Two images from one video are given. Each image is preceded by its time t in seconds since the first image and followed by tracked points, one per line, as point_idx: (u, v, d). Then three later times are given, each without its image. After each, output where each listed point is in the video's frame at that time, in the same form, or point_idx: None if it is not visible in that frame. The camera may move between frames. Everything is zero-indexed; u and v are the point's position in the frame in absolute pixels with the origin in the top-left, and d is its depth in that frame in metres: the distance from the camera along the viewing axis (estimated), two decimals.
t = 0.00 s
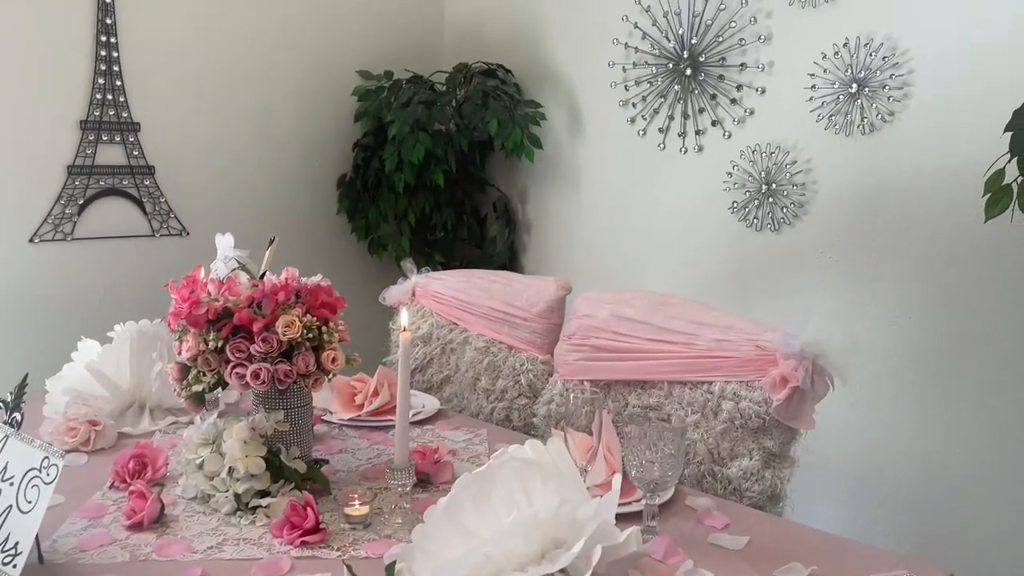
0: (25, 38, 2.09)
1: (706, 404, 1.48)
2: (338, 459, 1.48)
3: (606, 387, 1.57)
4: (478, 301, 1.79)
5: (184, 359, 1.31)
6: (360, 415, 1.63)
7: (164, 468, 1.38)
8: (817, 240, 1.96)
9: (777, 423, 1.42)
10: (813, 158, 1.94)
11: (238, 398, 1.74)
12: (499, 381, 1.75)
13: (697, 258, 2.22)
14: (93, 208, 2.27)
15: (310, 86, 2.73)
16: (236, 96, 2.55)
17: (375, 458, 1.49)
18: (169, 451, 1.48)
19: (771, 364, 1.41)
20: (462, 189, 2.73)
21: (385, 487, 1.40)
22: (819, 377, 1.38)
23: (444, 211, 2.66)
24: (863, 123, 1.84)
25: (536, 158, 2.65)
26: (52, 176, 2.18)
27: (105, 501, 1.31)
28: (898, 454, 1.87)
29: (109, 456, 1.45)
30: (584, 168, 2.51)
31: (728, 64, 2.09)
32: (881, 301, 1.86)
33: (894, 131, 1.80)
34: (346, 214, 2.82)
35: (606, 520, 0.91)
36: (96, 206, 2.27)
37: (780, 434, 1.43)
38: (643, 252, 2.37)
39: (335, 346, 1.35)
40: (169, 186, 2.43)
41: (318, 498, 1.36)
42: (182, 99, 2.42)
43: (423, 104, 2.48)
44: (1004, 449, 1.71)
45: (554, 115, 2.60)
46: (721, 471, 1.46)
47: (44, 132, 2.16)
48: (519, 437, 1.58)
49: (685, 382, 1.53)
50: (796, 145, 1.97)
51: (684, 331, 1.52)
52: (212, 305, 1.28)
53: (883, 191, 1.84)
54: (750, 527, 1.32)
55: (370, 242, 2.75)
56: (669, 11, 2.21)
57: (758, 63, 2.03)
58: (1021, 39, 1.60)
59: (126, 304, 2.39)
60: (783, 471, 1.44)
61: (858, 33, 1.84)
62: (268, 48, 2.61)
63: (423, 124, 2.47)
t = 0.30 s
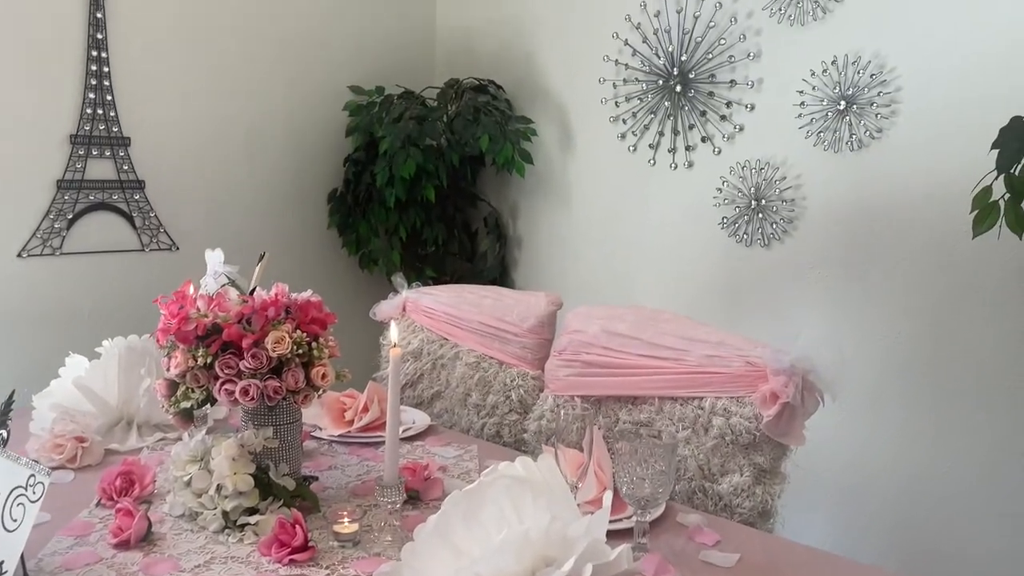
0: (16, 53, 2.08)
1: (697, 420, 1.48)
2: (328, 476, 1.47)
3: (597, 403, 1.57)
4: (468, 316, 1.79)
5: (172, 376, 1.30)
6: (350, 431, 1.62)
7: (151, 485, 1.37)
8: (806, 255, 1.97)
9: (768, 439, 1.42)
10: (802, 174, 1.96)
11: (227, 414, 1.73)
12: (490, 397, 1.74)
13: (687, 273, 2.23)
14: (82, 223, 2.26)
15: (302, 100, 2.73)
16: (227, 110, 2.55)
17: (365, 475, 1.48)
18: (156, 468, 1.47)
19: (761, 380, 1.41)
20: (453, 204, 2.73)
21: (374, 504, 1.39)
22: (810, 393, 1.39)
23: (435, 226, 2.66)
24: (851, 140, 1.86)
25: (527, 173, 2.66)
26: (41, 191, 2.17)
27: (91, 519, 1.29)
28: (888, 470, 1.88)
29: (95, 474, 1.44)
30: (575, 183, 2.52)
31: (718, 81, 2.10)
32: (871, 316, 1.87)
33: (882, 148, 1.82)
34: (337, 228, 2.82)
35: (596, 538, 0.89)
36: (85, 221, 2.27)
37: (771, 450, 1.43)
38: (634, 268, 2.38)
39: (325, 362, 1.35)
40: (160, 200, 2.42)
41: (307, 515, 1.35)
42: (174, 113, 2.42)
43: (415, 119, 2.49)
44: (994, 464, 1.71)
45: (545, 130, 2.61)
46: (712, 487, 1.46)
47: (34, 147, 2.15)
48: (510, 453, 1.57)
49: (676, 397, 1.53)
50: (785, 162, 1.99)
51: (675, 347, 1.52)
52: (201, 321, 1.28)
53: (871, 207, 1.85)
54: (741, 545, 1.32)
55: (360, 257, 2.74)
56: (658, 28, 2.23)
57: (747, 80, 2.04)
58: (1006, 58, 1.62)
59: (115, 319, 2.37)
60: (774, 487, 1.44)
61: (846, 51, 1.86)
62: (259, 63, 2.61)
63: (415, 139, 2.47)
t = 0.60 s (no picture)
0: (10, 59, 2.08)
1: (692, 428, 1.47)
2: (322, 484, 1.47)
3: (592, 410, 1.57)
4: (463, 323, 1.79)
5: (166, 383, 1.29)
6: (345, 439, 1.61)
7: (144, 493, 1.36)
8: (801, 263, 1.98)
9: (763, 446, 1.42)
10: (797, 182, 1.96)
11: (220, 422, 1.72)
12: (485, 404, 1.74)
13: (683, 280, 2.23)
14: (75, 229, 2.25)
15: (296, 107, 2.73)
16: (222, 117, 2.55)
17: (359, 483, 1.47)
18: (149, 476, 1.46)
19: (756, 388, 1.42)
20: (448, 210, 2.73)
21: (369, 512, 1.38)
22: (805, 400, 1.39)
23: (430, 233, 2.66)
24: (845, 148, 1.87)
25: (522, 180, 2.67)
26: (34, 198, 2.16)
27: (84, 527, 1.28)
28: (883, 476, 1.88)
29: (87, 482, 1.43)
30: (570, 190, 2.52)
31: (712, 89, 2.11)
32: (866, 324, 1.87)
33: (876, 155, 1.83)
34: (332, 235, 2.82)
35: (593, 546, 0.89)
36: (78, 227, 2.26)
37: (766, 457, 1.43)
38: (629, 275, 2.38)
39: (319, 369, 1.34)
40: (154, 207, 2.42)
41: (301, 523, 1.35)
42: (168, 120, 2.42)
43: (410, 127, 2.49)
44: (989, 472, 1.72)
45: (540, 138, 2.62)
46: (708, 495, 1.46)
47: (28, 153, 2.14)
48: (505, 461, 1.56)
49: (671, 405, 1.53)
50: (780, 169, 1.99)
51: (671, 354, 1.52)
52: (195, 328, 1.27)
53: (867, 214, 1.86)
54: (737, 553, 1.32)
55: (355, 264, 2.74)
56: (653, 36, 2.24)
57: (741, 88, 2.05)
58: (998, 67, 1.63)
59: (108, 326, 2.36)
60: (769, 495, 1.44)
61: (840, 59, 1.87)
62: (254, 70, 2.61)
63: (410, 146, 2.47)
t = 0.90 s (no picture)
0: (8, 58, 2.07)
1: (691, 426, 1.47)
2: (320, 482, 1.46)
3: (591, 408, 1.56)
4: (462, 322, 1.78)
5: (164, 382, 1.29)
6: (343, 437, 1.61)
7: (142, 492, 1.36)
8: (800, 261, 1.98)
9: (762, 444, 1.42)
10: (796, 180, 1.96)
11: (218, 421, 1.71)
12: (483, 403, 1.74)
13: (682, 279, 2.23)
14: (73, 228, 2.25)
15: (295, 106, 2.73)
16: (221, 117, 2.55)
17: (358, 482, 1.47)
18: (148, 474, 1.45)
19: (755, 386, 1.42)
20: (446, 209, 2.73)
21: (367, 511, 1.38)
22: (804, 398, 1.39)
23: (429, 232, 2.66)
24: (844, 147, 1.87)
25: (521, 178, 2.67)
26: (33, 197, 2.16)
27: (81, 526, 1.28)
28: (882, 475, 1.88)
29: (85, 481, 1.42)
30: (569, 189, 2.52)
31: (711, 87, 2.11)
32: (865, 322, 1.87)
33: (875, 154, 1.83)
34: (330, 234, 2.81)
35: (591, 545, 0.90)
36: (76, 226, 2.26)
37: (765, 455, 1.43)
38: (628, 274, 2.38)
39: (317, 367, 1.34)
40: (152, 206, 2.41)
41: (299, 521, 1.34)
42: (167, 119, 2.42)
43: (408, 125, 2.49)
44: (987, 470, 1.72)
45: (539, 137, 2.62)
46: (706, 493, 1.46)
47: (26, 152, 2.14)
48: (503, 459, 1.56)
49: (670, 403, 1.53)
50: (778, 168, 1.99)
51: (670, 352, 1.52)
52: (193, 327, 1.27)
53: (866, 212, 1.86)
54: (736, 551, 1.33)
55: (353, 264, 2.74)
56: (652, 35, 2.24)
57: (740, 86, 2.05)
58: (996, 66, 1.64)
59: (107, 325, 2.36)
60: (768, 493, 1.44)
61: (838, 57, 1.87)
62: (253, 70, 2.61)
63: (408, 144, 2.47)
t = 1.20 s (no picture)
0: (10, 48, 2.07)
1: (694, 413, 1.47)
2: (323, 470, 1.47)
3: (594, 396, 1.56)
4: (464, 311, 1.78)
5: (167, 369, 1.29)
6: (346, 426, 1.61)
7: (146, 479, 1.36)
8: (803, 250, 1.97)
9: (765, 431, 1.42)
10: (799, 169, 1.96)
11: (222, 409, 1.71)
12: (486, 391, 1.74)
13: (683, 267, 2.23)
14: (76, 218, 2.25)
15: (297, 97, 2.73)
16: (223, 108, 2.55)
17: (361, 469, 1.47)
18: (151, 462, 1.45)
19: (758, 373, 1.42)
20: (449, 200, 2.73)
21: (370, 498, 1.38)
22: (807, 385, 1.39)
23: (431, 222, 2.66)
24: (848, 135, 1.86)
25: (523, 169, 2.66)
26: (35, 187, 2.16)
27: (85, 512, 1.28)
28: (885, 463, 1.88)
29: (89, 468, 1.42)
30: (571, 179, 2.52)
31: (714, 76, 2.11)
32: (868, 310, 1.87)
33: (878, 142, 1.82)
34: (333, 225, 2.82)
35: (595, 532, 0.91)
36: (79, 216, 2.26)
37: (768, 442, 1.43)
38: (630, 263, 2.38)
39: (320, 354, 1.34)
40: (154, 196, 2.41)
41: (303, 508, 1.35)
42: (169, 109, 2.42)
43: (410, 115, 2.49)
44: (990, 459, 1.72)
45: (541, 128, 2.61)
46: (709, 480, 1.46)
47: (28, 142, 2.14)
48: (506, 447, 1.56)
49: (673, 390, 1.53)
50: (782, 156, 1.99)
51: (673, 340, 1.52)
52: (196, 313, 1.27)
53: (870, 200, 1.85)
54: (739, 538, 1.34)
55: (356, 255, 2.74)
56: (654, 23, 2.23)
57: (743, 75, 2.05)
58: (1001, 53, 1.63)
59: (109, 316, 2.36)
60: (771, 480, 1.44)
61: (842, 45, 1.86)
62: (254, 61, 2.61)
63: (410, 135, 2.47)
